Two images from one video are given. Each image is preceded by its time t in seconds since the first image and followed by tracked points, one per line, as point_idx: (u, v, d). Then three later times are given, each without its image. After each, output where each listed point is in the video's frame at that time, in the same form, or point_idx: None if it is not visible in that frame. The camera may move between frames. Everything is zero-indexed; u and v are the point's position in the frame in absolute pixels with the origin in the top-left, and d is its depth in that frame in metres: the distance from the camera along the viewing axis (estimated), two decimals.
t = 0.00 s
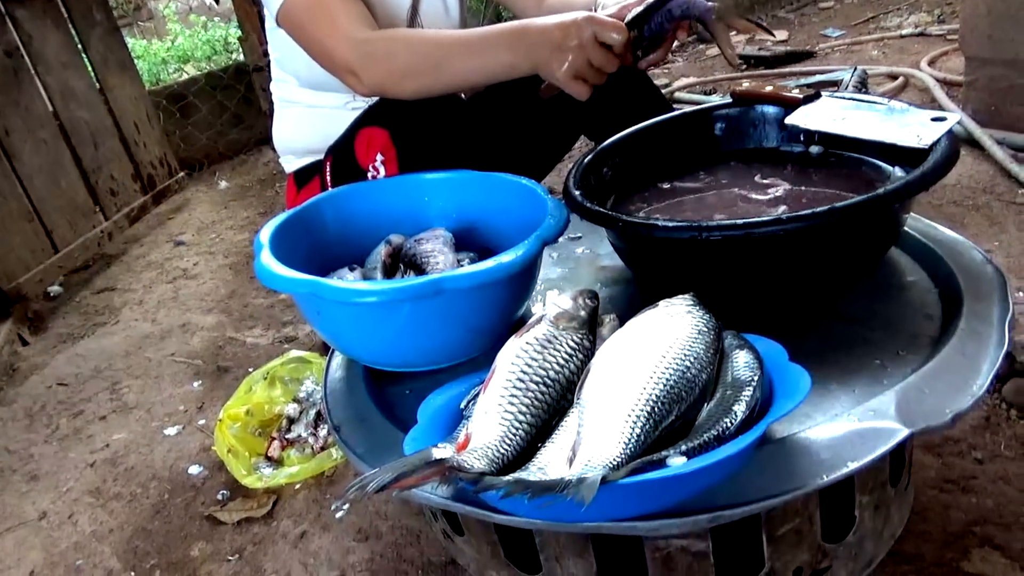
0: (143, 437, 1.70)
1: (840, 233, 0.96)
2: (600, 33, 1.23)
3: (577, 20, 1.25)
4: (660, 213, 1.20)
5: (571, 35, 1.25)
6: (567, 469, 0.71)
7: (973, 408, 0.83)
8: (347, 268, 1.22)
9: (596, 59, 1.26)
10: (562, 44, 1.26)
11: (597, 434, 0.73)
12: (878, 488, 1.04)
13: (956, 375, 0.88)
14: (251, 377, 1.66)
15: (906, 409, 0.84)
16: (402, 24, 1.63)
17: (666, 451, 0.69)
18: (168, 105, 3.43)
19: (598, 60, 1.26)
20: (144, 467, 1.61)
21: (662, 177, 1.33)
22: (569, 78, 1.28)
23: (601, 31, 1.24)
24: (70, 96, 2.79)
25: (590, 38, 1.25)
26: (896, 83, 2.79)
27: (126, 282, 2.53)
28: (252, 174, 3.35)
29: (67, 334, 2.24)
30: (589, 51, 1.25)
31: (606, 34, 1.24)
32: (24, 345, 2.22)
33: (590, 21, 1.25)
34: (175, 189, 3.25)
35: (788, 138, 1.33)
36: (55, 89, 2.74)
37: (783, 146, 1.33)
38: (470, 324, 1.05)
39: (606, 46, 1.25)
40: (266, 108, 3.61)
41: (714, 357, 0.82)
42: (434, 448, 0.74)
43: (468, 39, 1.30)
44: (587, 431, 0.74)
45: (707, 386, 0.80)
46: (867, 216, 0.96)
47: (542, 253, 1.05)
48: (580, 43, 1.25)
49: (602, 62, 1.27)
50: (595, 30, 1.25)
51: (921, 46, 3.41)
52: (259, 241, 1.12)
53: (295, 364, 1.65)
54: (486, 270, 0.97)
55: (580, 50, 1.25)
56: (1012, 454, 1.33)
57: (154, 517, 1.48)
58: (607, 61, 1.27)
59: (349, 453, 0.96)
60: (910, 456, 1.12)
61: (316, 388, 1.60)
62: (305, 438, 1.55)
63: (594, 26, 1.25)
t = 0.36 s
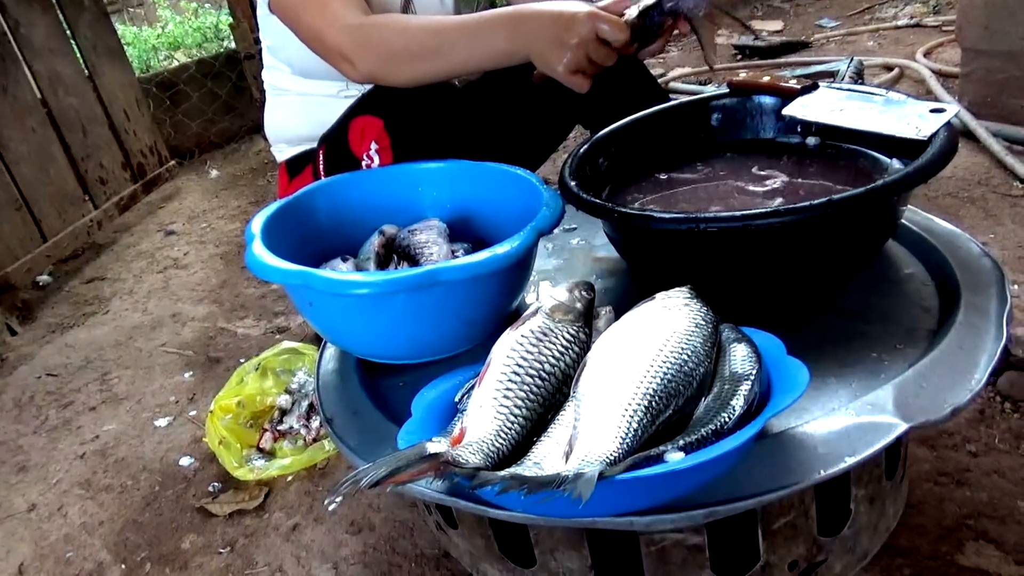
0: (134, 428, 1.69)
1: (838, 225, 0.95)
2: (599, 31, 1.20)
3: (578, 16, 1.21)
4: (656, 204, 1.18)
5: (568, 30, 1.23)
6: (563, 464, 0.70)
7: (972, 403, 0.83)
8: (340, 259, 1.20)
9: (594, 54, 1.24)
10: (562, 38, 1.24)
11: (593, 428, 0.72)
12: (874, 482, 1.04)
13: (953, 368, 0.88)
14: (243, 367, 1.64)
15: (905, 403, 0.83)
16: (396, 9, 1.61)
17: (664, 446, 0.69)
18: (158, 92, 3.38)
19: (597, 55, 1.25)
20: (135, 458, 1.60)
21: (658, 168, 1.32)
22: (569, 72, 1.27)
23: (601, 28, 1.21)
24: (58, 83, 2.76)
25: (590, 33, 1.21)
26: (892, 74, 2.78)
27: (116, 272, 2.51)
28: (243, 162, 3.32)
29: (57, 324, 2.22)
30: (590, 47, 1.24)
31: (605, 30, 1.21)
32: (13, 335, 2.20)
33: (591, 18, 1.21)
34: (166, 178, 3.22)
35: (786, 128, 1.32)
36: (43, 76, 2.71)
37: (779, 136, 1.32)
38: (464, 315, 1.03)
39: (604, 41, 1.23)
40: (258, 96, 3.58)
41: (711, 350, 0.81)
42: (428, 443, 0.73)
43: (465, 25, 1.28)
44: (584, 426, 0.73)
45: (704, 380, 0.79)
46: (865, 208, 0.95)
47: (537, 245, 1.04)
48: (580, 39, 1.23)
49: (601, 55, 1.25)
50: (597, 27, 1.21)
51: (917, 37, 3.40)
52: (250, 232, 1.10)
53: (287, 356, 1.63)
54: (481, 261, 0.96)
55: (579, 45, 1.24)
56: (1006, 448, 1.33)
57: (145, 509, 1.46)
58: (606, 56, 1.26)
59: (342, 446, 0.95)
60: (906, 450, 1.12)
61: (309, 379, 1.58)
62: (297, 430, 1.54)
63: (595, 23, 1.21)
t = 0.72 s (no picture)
0: (120, 425, 1.66)
1: (839, 228, 0.94)
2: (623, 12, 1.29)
3: None
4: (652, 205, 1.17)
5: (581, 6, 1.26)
6: (558, 471, 0.68)
7: (972, 412, 0.82)
8: (332, 256, 1.18)
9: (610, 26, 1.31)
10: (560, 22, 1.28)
11: (589, 435, 0.70)
12: (869, 489, 1.03)
13: (954, 376, 0.87)
14: (233, 364, 1.62)
15: (904, 411, 0.82)
16: None
17: (661, 455, 0.67)
18: (149, 83, 3.34)
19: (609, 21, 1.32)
20: (121, 456, 1.58)
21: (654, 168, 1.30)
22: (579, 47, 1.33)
23: None
24: (48, 73, 2.72)
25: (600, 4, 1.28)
26: (888, 76, 2.78)
27: (105, 266, 2.48)
28: (235, 156, 3.29)
29: (44, 318, 2.19)
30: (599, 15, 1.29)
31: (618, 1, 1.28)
32: None
33: None
34: (157, 171, 3.19)
35: (783, 130, 1.31)
36: (33, 66, 2.67)
37: (778, 138, 1.31)
38: (457, 316, 1.02)
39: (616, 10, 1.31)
40: (251, 90, 3.55)
41: (709, 355, 0.80)
42: (420, 448, 0.71)
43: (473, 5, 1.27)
44: (580, 433, 0.71)
45: (702, 386, 0.78)
46: (867, 211, 0.93)
47: (533, 245, 1.02)
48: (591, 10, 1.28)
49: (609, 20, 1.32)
50: None
51: (913, 40, 3.39)
52: (240, 228, 1.08)
53: (277, 353, 1.60)
54: (476, 261, 0.94)
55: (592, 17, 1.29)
56: (1001, 454, 1.32)
57: (131, 507, 1.44)
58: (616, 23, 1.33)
59: (331, 449, 0.93)
60: (902, 456, 1.11)
61: (300, 378, 1.56)
62: (287, 429, 1.52)
63: None
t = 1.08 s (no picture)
0: (102, 428, 1.63)
1: (836, 235, 0.92)
2: (574, 41, 1.20)
3: (552, 23, 1.21)
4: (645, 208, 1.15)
5: (544, 36, 1.21)
6: (550, 483, 0.66)
7: (975, 423, 0.79)
8: (319, 257, 1.16)
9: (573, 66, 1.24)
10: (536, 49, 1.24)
11: (582, 445, 0.68)
12: (866, 500, 1.01)
13: (955, 386, 0.85)
14: (218, 366, 1.59)
15: (905, 423, 0.80)
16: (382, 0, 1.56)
17: (657, 467, 0.65)
18: (137, 80, 3.29)
19: (572, 65, 1.24)
20: (102, 459, 1.54)
21: (650, 171, 1.28)
22: (543, 82, 1.29)
23: (576, 35, 1.20)
24: (34, 69, 2.68)
25: (563, 42, 1.21)
26: (882, 81, 2.76)
27: (89, 265, 2.44)
28: (224, 155, 3.25)
29: (26, 317, 2.15)
30: (563, 54, 1.22)
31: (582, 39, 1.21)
32: None
33: (566, 27, 1.20)
34: (144, 169, 3.15)
35: (780, 133, 1.29)
36: (18, 61, 2.63)
37: (774, 142, 1.29)
38: (447, 319, 0.99)
39: (581, 51, 1.22)
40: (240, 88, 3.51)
41: (706, 363, 0.78)
42: (407, 457, 0.68)
43: (445, 28, 1.25)
44: (572, 442, 0.69)
45: (698, 395, 0.75)
46: (865, 217, 0.91)
47: (525, 247, 0.99)
48: (553, 46, 1.22)
49: (577, 66, 1.24)
50: (571, 33, 1.20)
51: (907, 45, 3.39)
52: (224, 227, 1.05)
53: (263, 355, 1.57)
54: (466, 264, 0.92)
55: (553, 54, 1.23)
56: (997, 464, 1.31)
57: (111, 512, 1.41)
58: (582, 66, 1.24)
59: (316, 456, 0.91)
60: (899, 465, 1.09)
61: (285, 381, 1.53)
62: (271, 433, 1.50)
63: (569, 30, 1.20)
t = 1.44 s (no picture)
0: (81, 426, 1.59)
1: (838, 231, 0.89)
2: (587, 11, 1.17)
3: None
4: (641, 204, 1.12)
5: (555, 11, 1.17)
6: (542, 489, 0.63)
7: (982, 427, 0.77)
8: (304, 252, 1.12)
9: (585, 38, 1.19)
10: (549, 20, 1.19)
11: (576, 450, 0.65)
12: (865, 503, 0.98)
13: (959, 389, 0.82)
14: (201, 363, 1.55)
15: (909, 426, 0.77)
16: None
17: (655, 473, 0.62)
18: (123, 72, 3.24)
19: (585, 39, 1.19)
20: (81, 459, 1.50)
21: (645, 167, 1.24)
22: (554, 59, 1.22)
23: (591, 9, 1.17)
24: (15, 59, 2.63)
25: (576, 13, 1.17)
26: (876, 79, 2.75)
27: (72, 259, 2.39)
28: (211, 148, 3.21)
29: (5, 312, 2.10)
30: (576, 29, 1.18)
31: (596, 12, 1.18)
32: None
33: None
34: (129, 162, 3.10)
35: (777, 129, 1.27)
36: None
37: (771, 137, 1.27)
38: (436, 316, 0.96)
39: (595, 26, 1.19)
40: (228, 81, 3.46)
41: (705, 363, 0.75)
42: (392, 460, 0.65)
43: (444, 13, 1.21)
44: (566, 446, 0.66)
45: (697, 397, 0.72)
46: (868, 214, 0.89)
47: (517, 242, 0.96)
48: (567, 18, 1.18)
49: (591, 42, 1.20)
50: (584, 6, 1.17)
51: (901, 44, 3.38)
52: (205, 220, 1.02)
53: (248, 353, 1.54)
54: (456, 260, 0.89)
55: (565, 28, 1.18)
56: (995, 466, 1.29)
57: (89, 513, 1.37)
58: (594, 41, 1.20)
59: (299, 457, 0.87)
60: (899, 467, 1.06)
61: (270, 378, 1.50)
62: (256, 432, 1.46)
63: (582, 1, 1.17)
